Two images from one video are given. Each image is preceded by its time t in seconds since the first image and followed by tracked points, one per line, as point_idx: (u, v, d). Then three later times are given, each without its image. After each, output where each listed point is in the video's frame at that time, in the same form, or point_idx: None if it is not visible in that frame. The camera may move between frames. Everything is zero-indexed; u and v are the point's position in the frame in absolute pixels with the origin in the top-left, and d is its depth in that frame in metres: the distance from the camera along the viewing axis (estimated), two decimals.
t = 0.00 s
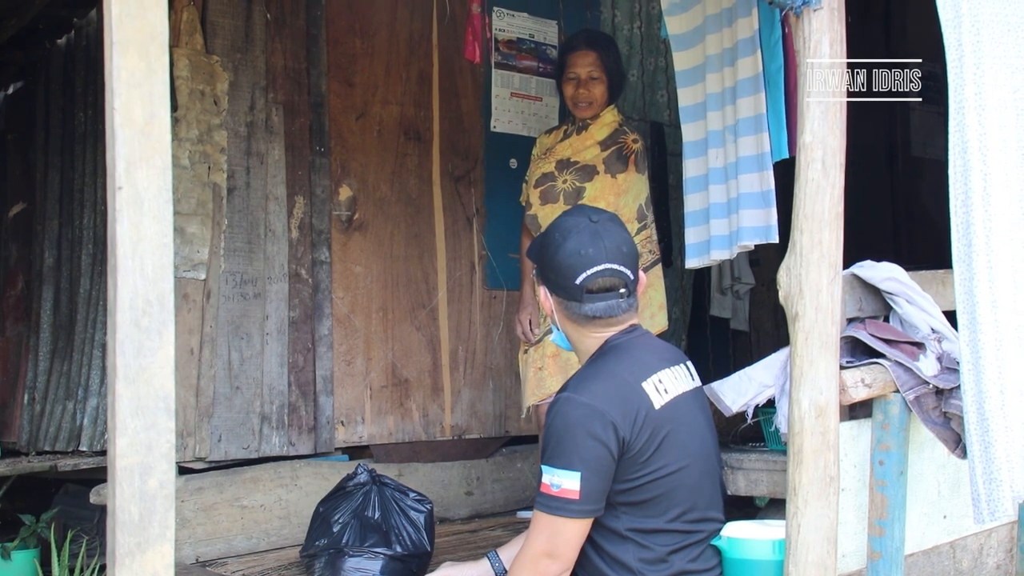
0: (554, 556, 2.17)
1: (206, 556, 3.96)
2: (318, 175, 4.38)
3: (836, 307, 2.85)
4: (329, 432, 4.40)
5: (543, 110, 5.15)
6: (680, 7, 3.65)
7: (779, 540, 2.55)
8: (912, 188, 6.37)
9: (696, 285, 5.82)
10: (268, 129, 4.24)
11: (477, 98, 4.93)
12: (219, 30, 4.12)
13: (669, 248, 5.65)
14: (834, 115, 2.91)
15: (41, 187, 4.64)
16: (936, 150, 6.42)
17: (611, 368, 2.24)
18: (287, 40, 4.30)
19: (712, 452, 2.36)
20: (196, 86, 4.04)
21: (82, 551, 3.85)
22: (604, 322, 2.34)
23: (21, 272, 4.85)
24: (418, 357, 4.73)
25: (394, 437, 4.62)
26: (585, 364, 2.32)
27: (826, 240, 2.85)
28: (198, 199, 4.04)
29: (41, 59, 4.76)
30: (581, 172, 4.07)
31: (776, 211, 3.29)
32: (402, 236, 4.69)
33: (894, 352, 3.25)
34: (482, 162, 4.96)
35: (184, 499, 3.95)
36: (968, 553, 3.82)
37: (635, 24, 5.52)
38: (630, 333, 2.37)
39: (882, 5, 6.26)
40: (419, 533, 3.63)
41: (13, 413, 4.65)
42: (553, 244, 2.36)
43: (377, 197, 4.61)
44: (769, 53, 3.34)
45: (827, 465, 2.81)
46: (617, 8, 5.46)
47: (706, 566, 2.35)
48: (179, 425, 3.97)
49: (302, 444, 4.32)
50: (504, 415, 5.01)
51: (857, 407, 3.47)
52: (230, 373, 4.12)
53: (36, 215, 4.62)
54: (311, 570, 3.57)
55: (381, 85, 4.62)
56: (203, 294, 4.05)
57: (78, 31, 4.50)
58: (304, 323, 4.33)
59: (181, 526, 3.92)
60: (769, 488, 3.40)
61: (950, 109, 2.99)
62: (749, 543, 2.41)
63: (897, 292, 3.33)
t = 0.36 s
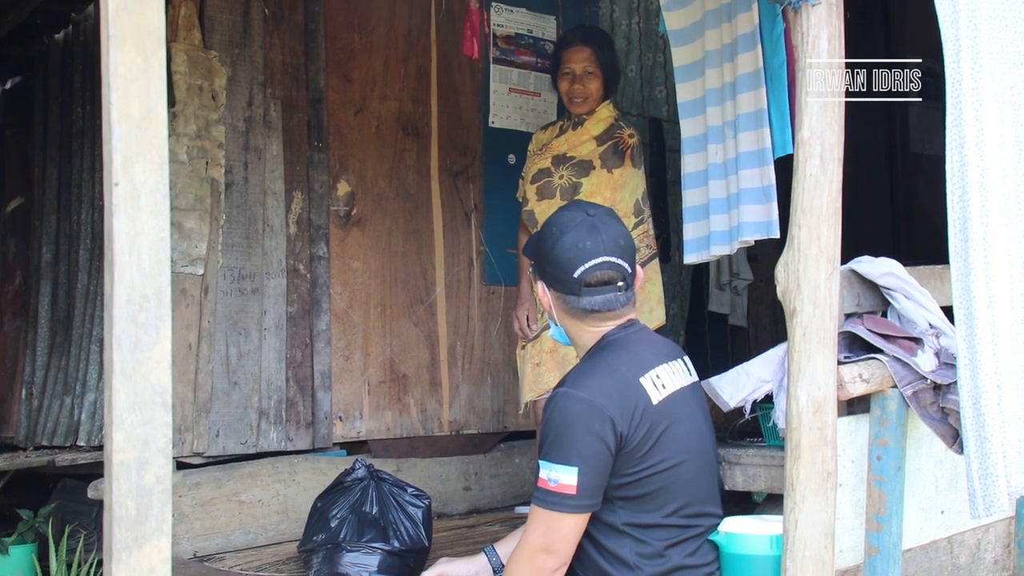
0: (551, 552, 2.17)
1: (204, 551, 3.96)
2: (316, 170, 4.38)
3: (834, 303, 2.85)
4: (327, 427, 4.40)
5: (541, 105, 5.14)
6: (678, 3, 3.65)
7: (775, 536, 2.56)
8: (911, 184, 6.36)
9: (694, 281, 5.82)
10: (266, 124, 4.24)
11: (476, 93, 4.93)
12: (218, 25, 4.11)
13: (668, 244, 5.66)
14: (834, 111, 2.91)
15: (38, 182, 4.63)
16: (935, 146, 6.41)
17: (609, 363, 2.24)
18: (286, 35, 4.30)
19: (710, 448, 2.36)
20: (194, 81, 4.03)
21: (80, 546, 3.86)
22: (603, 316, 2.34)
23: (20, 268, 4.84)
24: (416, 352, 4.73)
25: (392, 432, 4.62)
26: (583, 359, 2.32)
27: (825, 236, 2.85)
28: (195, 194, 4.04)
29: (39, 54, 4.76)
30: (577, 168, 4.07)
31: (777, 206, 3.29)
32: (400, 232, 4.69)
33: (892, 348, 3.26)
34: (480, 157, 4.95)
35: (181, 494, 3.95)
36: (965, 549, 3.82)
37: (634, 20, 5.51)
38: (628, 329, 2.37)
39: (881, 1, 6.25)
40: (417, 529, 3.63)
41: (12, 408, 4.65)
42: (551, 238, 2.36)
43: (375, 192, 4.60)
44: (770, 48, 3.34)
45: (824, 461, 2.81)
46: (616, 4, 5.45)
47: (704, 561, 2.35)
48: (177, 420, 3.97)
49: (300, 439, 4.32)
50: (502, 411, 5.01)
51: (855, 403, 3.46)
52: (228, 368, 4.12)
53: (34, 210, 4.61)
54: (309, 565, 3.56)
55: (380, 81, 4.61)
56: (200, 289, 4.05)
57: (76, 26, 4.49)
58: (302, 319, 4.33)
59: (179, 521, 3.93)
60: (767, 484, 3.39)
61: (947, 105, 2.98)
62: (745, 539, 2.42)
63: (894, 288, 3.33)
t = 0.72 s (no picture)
0: (550, 548, 2.17)
1: (204, 548, 3.97)
2: (316, 167, 4.38)
3: (834, 300, 2.85)
4: (328, 424, 4.40)
5: (541, 102, 5.14)
6: None
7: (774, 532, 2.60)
8: (912, 181, 6.35)
9: (695, 278, 5.82)
10: (265, 121, 4.23)
11: (476, 90, 4.92)
12: (217, 22, 4.11)
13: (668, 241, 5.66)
14: (834, 109, 2.90)
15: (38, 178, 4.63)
16: (936, 143, 6.40)
17: (608, 359, 2.24)
18: (286, 32, 4.29)
19: (709, 444, 2.36)
20: (194, 78, 4.03)
21: (80, 543, 3.86)
22: (603, 312, 2.34)
23: (19, 264, 4.84)
24: (416, 349, 4.72)
25: (392, 429, 4.62)
26: (583, 356, 2.32)
27: (825, 232, 2.84)
28: (195, 191, 4.04)
29: (39, 50, 4.75)
30: (574, 164, 4.07)
31: (776, 203, 3.28)
32: (400, 229, 4.68)
33: (892, 344, 3.26)
34: (480, 154, 4.95)
35: (181, 491, 3.95)
36: (965, 545, 3.82)
37: (634, 16, 5.50)
38: (627, 325, 2.37)
39: None
40: (417, 525, 3.63)
41: (12, 404, 4.65)
42: (550, 235, 2.36)
43: (375, 189, 4.60)
44: (771, 45, 3.33)
45: (824, 458, 2.81)
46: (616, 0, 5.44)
47: (703, 557, 2.36)
48: (176, 417, 3.97)
49: (300, 436, 4.32)
50: (502, 408, 5.01)
51: (854, 399, 3.45)
52: (228, 365, 4.12)
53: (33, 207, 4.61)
54: (309, 562, 3.57)
55: (380, 77, 4.60)
56: (200, 286, 4.05)
57: (76, 22, 4.49)
58: (302, 315, 4.33)
59: (179, 518, 3.94)
60: (767, 480, 3.39)
61: (946, 102, 3.00)
62: (744, 535, 2.46)
63: (894, 284, 3.34)
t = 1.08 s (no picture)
0: (547, 543, 2.17)
1: (201, 543, 3.97)
2: (312, 163, 4.38)
3: (831, 294, 2.85)
4: (325, 419, 4.40)
5: (538, 97, 5.14)
6: None
7: (774, 527, 2.55)
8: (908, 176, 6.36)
9: (691, 273, 5.82)
10: (262, 116, 4.23)
11: (473, 85, 4.92)
12: (213, 17, 4.09)
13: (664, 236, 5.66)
14: (831, 105, 2.91)
15: (34, 174, 4.62)
16: (931, 138, 6.41)
17: (605, 354, 2.24)
18: (282, 27, 4.28)
19: (706, 439, 2.36)
20: (190, 73, 4.00)
21: (77, 539, 3.85)
22: (600, 307, 2.34)
23: (15, 260, 4.83)
24: (413, 344, 4.72)
25: (390, 424, 4.62)
26: (579, 350, 2.32)
27: (821, 227, 2.84)
28: (192, 186, 4.03)
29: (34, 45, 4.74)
30: (570, 159, 4.07)
31: (769, 197, 3.29)
32: (397, 224, 4.68)
33: (888, 339, 3.27)
34: (477, 149, 4.95)
35: (178, 487, 3.95)
36: (961, 539, 3.83)
37: (630, 11, 5.50)
38: (624, 320, 2.37)
39: None
40: (415, 520, 3.63)
41: (8, 401, 4.65)
42: (547, 230, 2.36)
43: (371, 184, 4.59)
44: (764, 38, 3.35)
45: (821, 452, 2.81)
46: None
47: (700, 552, 2.36)
48: (174, 413, 3.96)
49: (297, 431, 4.32)
50: (499, 403, 5.02)
51: (850, 394, 3.45)
52: (225, 361, 4.11)
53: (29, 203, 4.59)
54: (306, 557, 3.56)
55: (376, 73, 4.60)
56: (197, 282, 4.04)
57: (72, 18, 4.48)
58: (298, 311, 4.33)
59: (176, 513, 3.93)
60: (763, 475, 3.39)
61: (941, 98, 2.98)
62: (743, 529, 2.43)
63: (891, 279, 3.35)
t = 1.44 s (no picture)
0: (546, 538, 2.18)
1: (200, 537, 3.97)
2: (310, 156, 4.37)
3: (829, 288, 2.85)
4: (323, 413, 4.40)
5: (536, 91, 5.14)
6: None
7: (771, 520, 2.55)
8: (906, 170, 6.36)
9: (689, 267, 5.82)
10: (260, 110, 4.22)
11: (471, 78, 4.91)
12: (211, 10, 4.08)
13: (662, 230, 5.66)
14: (829, 99, 2.90)
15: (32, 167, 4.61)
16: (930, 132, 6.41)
17: (603, 348, 2.24)
18: (280, 20, 4.27)
19: (705, 433, 2.36)
20: (188, 66, 4.00)
21: (75, 532, 3.85)
22: (598, 303, 2.34)
23: (12, 253, 4.82)
24: (411, 338, 4.72)
25: (388, 418, 4.62)
26: (578, 345, 2.31)
27: (819, 221, 2.84)
28: (190, 179, 4.02)
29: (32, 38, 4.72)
30: (567, 154, 4.06)
31: (764, 191, 3.29)
32: (395, 218, 4.68)
33: (887, 332, 3.28)
34: (475, 143, 4.95)
35: (177, 480, 3.95)
36: (959, 532, 3.83)
37: (628, 4, 5.49)
38: (622, 314, 2.36)
39: None
40: (413, 514, 3.63)
41: (7, 394, 4.64)
42: (546, 224, 2.36)
43: (369, 177, 4.59)
44: (760, 33, 3.35)
45: (819, 445, 2.81)
46: None
47: (698, 546, 2.36)
48: (172, 406, 3.95)
49: (296, 425, 4.31)
50: (497, 396, 5.02)
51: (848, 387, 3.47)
52: (223, 354, 4.11)
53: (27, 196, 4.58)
54: (305, 551, 3.56)
55: (374, 66, 4.59)
56: (195, 275, 4.03)
57: (70, 11, 4.47)
58: (297, 305, 4.33)
59: (175, 507, 3.93)
60: (762, 468, 3.39)
61: (938, 92, 2.99)
62: (742, 523, 2.43)
63: (889, 273, 3.33)
